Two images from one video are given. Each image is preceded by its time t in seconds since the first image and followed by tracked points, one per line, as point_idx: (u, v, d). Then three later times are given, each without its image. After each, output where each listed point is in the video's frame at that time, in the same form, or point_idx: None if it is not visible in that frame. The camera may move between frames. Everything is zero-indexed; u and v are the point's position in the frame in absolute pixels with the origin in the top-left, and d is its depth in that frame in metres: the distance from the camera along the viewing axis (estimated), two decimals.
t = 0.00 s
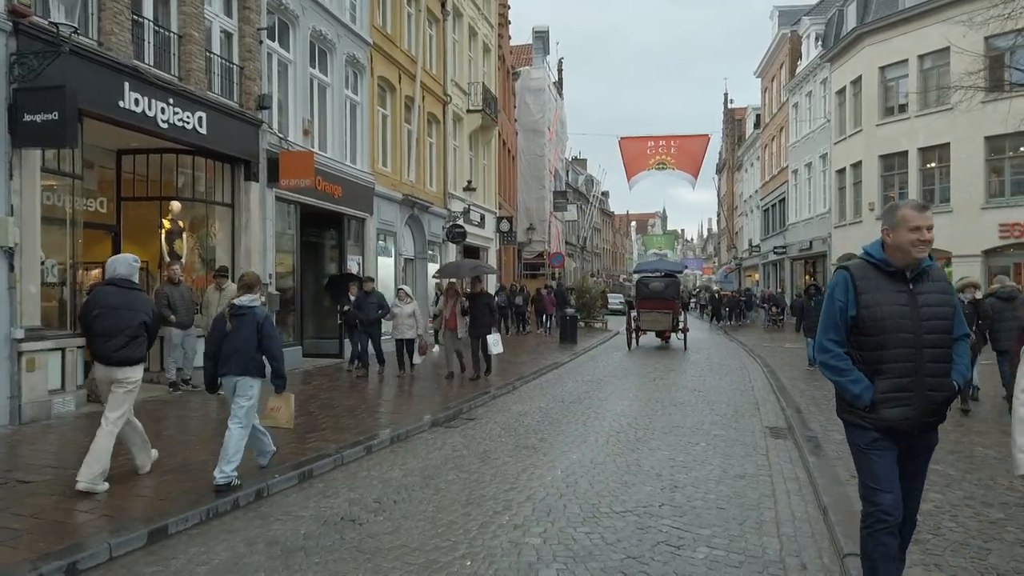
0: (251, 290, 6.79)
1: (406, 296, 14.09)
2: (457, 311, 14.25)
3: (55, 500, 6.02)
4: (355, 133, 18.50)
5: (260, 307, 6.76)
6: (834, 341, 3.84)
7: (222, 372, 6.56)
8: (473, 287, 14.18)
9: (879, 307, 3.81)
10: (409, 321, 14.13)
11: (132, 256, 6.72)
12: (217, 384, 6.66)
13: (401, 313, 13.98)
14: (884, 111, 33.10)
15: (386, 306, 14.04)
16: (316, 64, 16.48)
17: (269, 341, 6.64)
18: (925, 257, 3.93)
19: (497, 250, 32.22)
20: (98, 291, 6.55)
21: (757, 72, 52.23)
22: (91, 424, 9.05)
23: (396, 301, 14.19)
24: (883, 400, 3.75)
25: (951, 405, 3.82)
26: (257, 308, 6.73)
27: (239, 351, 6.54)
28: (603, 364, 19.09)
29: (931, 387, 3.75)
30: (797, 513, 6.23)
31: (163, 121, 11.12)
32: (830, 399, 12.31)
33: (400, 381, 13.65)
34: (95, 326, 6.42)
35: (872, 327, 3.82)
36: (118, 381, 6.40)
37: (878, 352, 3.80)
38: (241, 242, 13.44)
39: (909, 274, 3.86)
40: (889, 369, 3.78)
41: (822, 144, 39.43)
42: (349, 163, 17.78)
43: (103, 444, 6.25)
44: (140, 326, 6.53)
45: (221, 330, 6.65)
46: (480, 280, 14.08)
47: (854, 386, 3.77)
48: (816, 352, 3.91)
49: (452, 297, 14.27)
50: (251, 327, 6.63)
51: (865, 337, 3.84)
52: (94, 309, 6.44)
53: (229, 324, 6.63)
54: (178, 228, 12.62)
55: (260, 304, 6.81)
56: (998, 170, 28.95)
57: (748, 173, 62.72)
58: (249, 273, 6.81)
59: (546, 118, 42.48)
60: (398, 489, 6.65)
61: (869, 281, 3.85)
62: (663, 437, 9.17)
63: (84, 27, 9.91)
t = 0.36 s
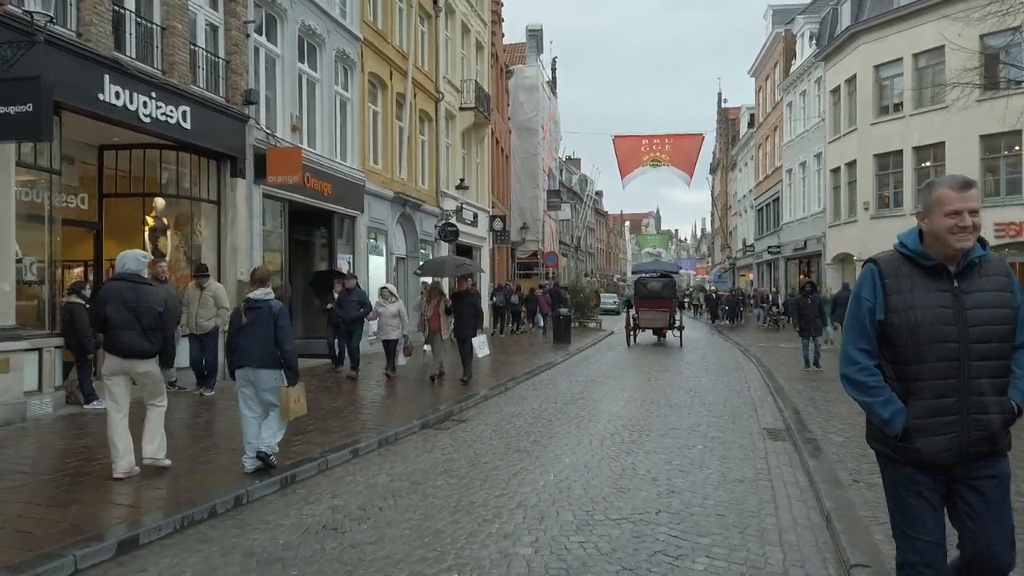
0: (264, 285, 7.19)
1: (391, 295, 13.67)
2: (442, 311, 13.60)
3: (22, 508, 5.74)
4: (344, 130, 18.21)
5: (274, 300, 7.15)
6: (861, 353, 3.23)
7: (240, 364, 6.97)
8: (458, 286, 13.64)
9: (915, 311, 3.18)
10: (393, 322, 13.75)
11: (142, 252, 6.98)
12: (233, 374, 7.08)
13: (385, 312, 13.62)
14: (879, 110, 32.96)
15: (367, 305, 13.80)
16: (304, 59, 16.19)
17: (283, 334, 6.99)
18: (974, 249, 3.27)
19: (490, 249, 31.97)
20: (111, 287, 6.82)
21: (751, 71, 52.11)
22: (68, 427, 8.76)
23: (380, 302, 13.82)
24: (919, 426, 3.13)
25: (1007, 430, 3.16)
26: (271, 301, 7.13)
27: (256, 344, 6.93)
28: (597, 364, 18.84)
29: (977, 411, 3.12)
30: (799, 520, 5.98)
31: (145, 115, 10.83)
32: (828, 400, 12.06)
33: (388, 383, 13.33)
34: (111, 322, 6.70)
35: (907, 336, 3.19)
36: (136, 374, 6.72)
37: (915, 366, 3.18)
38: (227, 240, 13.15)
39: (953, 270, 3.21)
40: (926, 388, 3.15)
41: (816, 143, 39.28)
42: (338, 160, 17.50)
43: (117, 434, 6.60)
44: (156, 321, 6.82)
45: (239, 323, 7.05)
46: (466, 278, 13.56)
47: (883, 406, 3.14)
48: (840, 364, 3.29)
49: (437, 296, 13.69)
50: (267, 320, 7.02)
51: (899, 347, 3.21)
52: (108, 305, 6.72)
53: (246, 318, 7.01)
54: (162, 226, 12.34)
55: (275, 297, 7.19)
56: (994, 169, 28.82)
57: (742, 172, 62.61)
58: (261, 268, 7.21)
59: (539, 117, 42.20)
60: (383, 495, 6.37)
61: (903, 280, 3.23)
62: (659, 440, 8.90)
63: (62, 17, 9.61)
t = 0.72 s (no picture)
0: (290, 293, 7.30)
1: (377, 295, 13.39)
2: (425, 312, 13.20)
3: None
4: (336, 128, 17.91)
5: (298, 308, 7.28)
6: (943, 383, 2.47)
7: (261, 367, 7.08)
8: (443, 285, 13.17)
9: (1014, 331, 2.40)
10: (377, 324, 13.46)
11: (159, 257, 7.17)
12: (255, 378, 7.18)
13: (369, 314, 13.32)
14: (874, 110, 32.79)
15: (350, 307, 13.46)
16: (295, 54, 15.88)
17: (308, 340, 7.12)
18: None
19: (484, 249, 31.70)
20: (129, 290, 7.05)
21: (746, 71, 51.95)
22: (45, 433, 8.44)
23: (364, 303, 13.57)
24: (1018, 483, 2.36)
25: None
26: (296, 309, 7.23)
27: (277, 351, 7.04)
28: (591, 365, 18.59)
29: None
30: (807, 533, 5.72)
31: (128, 109, 10.50)
32: (829, 405, 11.81)
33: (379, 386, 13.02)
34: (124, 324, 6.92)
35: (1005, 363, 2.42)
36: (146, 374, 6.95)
37: (1008, 400, 2.42)
38: (214, 240, 12.80)
39: None
40: None
41: (812, 143, 39.11)
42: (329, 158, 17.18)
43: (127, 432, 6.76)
44: (159, 323, 6.98)
45: (261, 329, 7.14)
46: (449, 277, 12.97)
47: (972, 458, 2.38)
48: (915, 398, 2.53)
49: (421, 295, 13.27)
50: (292, 326, 7.13)
51: (995, 375, 2.43)
52: (122, 307, 6.94)
53: (269, 324, 7.11)
54: (147, 225, 12.02)
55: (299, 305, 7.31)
56: (991, 169, 28.70)
57: (736, 172, 62.51)
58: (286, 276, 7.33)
59: (534, 116, 41.89)
60: (371, 506, 6.08)
61: (1000, 289, 2.43)
62: (658, 447, 8.64)
63: (41, 9, 9.29)
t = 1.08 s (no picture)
0: (301, 291, 7.43)
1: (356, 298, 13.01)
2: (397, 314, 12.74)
3: None
4: (322, 125, 17.60)
5: (309, 306, 7.43)
6: None
7: (274, 364, 7.15)
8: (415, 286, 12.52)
9: None
10: (356, 326, 13.06)
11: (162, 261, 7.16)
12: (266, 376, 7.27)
13: (346, 316, 12.95)
14: (865, 110, 32.69)
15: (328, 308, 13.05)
16: (279, 50, 15.56)
17: (319, 337, 7.32)
18: None
19: (472, 250, 31.43)
20: (135, 294, 7.03)
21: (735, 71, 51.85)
22: (15, 441, 8.12)
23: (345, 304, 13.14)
24: None
25: None
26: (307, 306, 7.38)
27: (287, 348, 7.13)
28: (582, 367, 18.34)
29: None
30: (809, 547, 5.47)
31: (105, 105, 10.17)
32: (824, 409, 11.58)
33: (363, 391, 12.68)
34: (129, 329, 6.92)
35: None
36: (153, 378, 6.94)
37: None
38: (196, 240, 12.48)
39: None
40: None
41: (802, 144, 39.01)
42: (315, 156, 16.87)
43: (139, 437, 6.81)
44: (164, 327, 6.95)
45: (274, 326, 7.23)
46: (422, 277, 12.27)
47: None
48: None
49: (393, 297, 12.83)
50: (304, 323, 7.28)
51: None
52: (127, 312, 6.92)
53: (282, 320, 7.23)
54: (126, 223, 11.71)
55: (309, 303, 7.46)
56: (981, 171, 28.63)
57: (726, 173, 62.45)
58: (297, 275, 7.46)
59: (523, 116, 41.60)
60: (352, 519, 5.79)
61: None
62: (652, 452, 8.41)
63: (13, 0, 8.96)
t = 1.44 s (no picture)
0: (300, 293, 7.60)
1: (328, 300, 11.95)
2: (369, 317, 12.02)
3: None
4: (308, 123, 17.28)
5: (308, 308, 7.59)
6: None
7: (275, 365, 7.40)
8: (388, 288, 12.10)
9: None
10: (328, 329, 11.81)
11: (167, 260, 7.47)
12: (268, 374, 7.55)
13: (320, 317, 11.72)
14: (856, 110, 32.56)
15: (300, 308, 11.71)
16: (263, 46, 15.23)
17: (318, 339, 7.46)
18: None
19: (462, 250, 31.11)
20: (141, 292, 7.38)
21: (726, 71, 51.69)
22: None
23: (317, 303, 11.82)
24: None
25: None
26: (306, 309, 7.55)
27: (286, 350, 7.37)
28: (573, 369, 18.07)
29: None
30: (809, 563, 5.20)
31: (79, 99, 9.82)
32: (819, 412, 11.33)
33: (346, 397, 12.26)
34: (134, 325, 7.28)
35: None
36: (152, 373, 7.23)
37: None
38: (175, 240, 12.14)
39: None
40: None
41: (793, 144, 38.88)
42: (301, 154, 16.56)
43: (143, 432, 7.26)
44: (161, 325, 7.24)
45: (274, 328, 7.44)
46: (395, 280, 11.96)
47: None
48: None
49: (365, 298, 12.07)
50: (303, 325, 7.46)
51: None
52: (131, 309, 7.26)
53: (282, 322, 7.44)
54: (103, 222, 11.34)
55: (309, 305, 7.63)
56: (972, 170, 28.51)
57: (716, 173, 62.31)
58: (297, 278, 7.62)
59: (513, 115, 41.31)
60: (330, 534, 5.49)
61: None
62: (645, 460, 8.15)
63: None
